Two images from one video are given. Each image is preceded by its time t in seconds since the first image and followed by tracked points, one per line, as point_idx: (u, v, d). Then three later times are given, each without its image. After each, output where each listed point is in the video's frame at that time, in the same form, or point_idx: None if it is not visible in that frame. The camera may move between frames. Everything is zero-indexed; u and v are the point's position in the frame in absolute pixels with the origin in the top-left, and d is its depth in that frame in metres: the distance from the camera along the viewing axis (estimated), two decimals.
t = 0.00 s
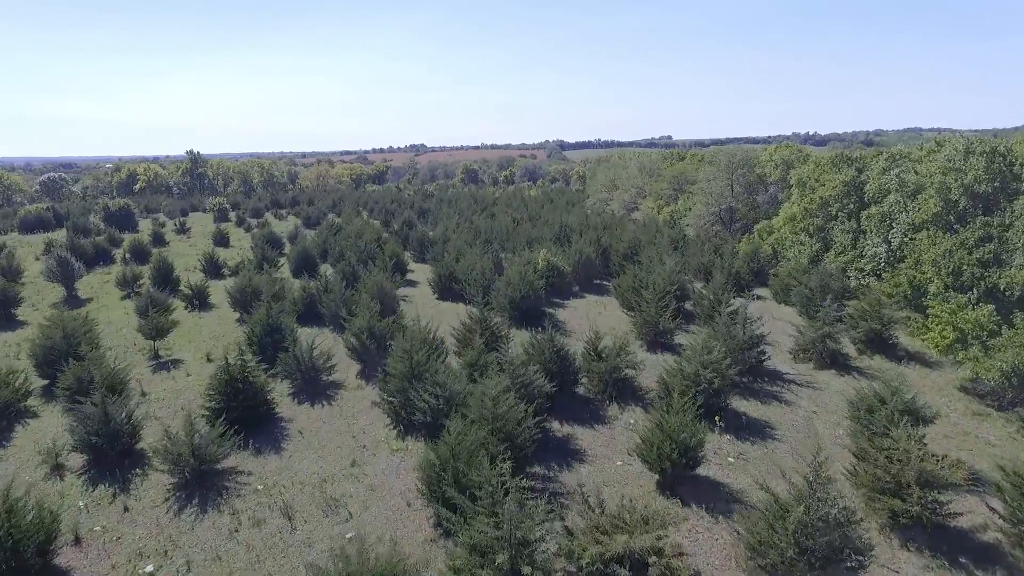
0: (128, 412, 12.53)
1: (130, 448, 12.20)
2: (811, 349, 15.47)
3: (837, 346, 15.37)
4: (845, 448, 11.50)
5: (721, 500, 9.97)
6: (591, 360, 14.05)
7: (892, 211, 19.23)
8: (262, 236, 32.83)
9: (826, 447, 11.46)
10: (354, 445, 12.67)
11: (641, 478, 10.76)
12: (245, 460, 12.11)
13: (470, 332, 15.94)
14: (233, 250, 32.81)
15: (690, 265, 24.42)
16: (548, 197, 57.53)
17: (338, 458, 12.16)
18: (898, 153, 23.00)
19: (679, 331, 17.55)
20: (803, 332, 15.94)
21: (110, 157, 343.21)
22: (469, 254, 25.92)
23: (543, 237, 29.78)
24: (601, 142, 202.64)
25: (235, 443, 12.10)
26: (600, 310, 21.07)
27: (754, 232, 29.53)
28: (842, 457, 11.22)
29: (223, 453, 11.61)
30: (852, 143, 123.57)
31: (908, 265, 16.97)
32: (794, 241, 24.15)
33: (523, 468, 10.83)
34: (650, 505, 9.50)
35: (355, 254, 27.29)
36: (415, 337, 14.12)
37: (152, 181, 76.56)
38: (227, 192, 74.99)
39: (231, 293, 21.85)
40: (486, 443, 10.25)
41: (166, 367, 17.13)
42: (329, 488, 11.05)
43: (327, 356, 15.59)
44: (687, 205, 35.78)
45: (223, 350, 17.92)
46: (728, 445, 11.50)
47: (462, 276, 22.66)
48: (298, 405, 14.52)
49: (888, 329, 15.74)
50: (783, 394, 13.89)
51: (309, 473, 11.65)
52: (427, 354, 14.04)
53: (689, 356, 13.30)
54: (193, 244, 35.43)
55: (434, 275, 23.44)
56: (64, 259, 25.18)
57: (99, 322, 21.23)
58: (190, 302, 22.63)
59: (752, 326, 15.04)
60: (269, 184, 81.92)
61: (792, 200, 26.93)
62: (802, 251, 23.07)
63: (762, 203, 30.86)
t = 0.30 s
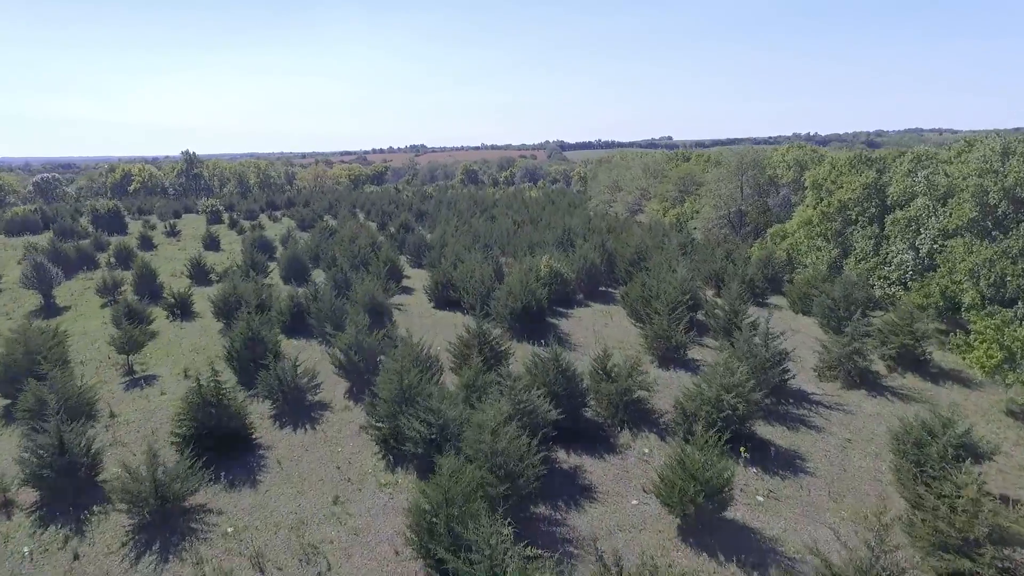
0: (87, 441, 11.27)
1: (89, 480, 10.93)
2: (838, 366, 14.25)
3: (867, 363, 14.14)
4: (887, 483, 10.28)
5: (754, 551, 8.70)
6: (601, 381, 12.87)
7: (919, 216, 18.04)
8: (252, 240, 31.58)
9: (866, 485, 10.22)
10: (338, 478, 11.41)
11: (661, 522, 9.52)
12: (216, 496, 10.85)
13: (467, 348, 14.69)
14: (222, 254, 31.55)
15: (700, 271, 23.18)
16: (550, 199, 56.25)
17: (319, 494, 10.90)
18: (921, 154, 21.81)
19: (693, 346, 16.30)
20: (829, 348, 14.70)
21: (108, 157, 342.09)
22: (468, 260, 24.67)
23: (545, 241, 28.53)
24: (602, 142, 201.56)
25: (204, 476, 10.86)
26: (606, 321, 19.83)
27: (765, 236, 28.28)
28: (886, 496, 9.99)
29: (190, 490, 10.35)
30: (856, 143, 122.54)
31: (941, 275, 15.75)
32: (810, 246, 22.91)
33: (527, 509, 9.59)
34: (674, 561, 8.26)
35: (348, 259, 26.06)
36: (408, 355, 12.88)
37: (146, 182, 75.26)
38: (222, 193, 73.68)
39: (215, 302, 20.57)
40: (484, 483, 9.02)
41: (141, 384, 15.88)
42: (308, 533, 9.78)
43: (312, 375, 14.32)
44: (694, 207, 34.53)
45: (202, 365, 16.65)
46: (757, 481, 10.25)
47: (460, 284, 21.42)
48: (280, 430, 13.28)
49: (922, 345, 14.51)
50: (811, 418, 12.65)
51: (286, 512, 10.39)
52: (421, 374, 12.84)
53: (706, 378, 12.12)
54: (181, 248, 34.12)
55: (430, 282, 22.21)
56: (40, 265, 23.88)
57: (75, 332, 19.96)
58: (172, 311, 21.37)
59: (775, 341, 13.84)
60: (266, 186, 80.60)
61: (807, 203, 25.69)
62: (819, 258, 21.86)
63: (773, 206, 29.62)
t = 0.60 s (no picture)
0: (40, 478, 10.05)
1: (41, 523, 9.70)
2: (873, 389, 13.01)
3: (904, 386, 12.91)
4: (942, 531, 9.04)
5: None
6: (613, 407, 11.63)
7: (951, 221, 16.83)
8: (243, 245, 30.32)
9: (920, 535, 8.98)
10: (320, 520, 10.18)
11: None
12: (181, 543, 9.64)
13: (466, 368, 13.49)
14: (211, 259, 30.29)
15: (713, 279, 21.93)
16: (551, 200, 55.02)
17: (297, 540, 9.67)
18: (948, 156, 20.61)
19: (711, 363, 15.07)
20: (860, 367, 13.47)
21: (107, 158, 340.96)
22: (467, 267, 23.41)
23: (548, 246, 27.29)
24: (603, 142, 200.26)
25: (169, 519, 9.68)
26: (615, 333, 18.59)
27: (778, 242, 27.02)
28: (943, 547, 8.77)
29: (152, 536, 9.14)
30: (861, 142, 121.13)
31: (981, 286, 14.54)
32: (828, 253, 21.69)
33: (533, 565, 8.34)
34: None
35: (342, 265, 24.81)
36: (399, 379, 11.64)
37: (141, 184, 73.97)
38: (218, 194, 72.44)
39: (197, 313, 19.30)
40: (484, 539, 7.78)
41: (112, 405, 14.64)
42: None
43: (296, 398, 13.08)
44: (702, 210, 33.27)
45: (180, 384, 15.43)
46: (796, 530, 9.02)
47: (459, 293, 20.17)
48: (258, 461, 12.05)
49: (963, 365, 13.28)
50: (846, 449, 11.39)
51: (258, 563, 9.18)
52: (414, 400, 11.60)
53: (732, 406, 10.89)
54: (169, 253, 32.85)
55: (427, 291, 20.96)
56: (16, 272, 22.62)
57: (48, 346, 18.71)
58: (153, 322, 20.12)
59: (805, 362, 12.61)
60: (262, 188, 79.36)
61: (823, 207, 24.46)
62: (839, 265, 20.62)
63: (786, 209, 28.38)
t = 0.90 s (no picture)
0: None
1: None
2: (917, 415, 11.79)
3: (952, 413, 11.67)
4: None
5: None
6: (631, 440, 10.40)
7: (992, 228, 15.62)
8: (233, 250, 29.07)
9: None
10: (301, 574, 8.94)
11: None
12: None
13: (467, 392, 12.26)
14: (201, 264, 29.02)
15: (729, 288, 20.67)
16: (554, 202, 53.79)
17: None
18: (980, 157, 19.39)
19: (733, 384, 13.82)
20: (901, 390, 12.23)
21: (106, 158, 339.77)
22: (468, 274, 22.16)
23: (552, 251, 26.06)
24: (604, 142, 199.07)
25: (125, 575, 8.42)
26: (626, 347, 17.36)
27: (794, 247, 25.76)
28: None
29: None
30: (865, 142, 120.27)
31: None
32: (851, 260, 20.45)
33: None
34: None
35: (336, 272, 23.56)
36: (392, 408, 10.40)
37: (136, 185, 72.69)
38: (213, 195, 71.17)
39: (178, 324, 18.02)
40: None
41: (79, 429, 13.39)
42: None
43: (278, 426, 11.84)
44: (711, 213, 32.01)
45: (156, 406, 14.17)
46: None
47: (459, 304, 18.94)
48: (235, 498, 10.79)
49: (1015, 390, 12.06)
50: (893, 486, 10.18)
51: None
52: (408, 432, 10.38)
53: (766, 441, 9.68)
54: (158, 258, 31.57)
55: (425, 301, 19.71)
56: None
57: (18, 360, 17.45)
58: (133, 334, 18.85)
59: (843, 387, 11.37)
60: (260, 190, 78.15)
61: (844, 211, 23.21)
62: (864, 274, 19.38)
63: (801, 213, 27.10)
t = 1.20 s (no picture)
0: None
1: None
2: (972, 446, 10.57)
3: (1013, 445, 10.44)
4: None
5: None
6: (655, 477, 9.27)
7: None
8: (225, 255, 27.84)
9: None
10: None
11: None
12: None
13: (469, 420, 11.06)
14: (190, 269, 27.79)
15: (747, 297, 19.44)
16: (556, 203, 52.56)
17: None
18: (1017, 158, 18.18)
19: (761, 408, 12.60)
20: (951, 417, 11.01)
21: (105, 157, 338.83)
22: (470, 282, 20.95)
23: (558, 257, 24.83)
24: (604, 142, 198.22)
25: None
26: (639, 362, 16.14)
27: (812, 253, 24.54)
28: None
29: None
30: (871, 143, 118.92)
31: None
32: (877, 268, 19.23)
33: None
34: None
35: (330, 279, 22.35)
36: (386, 444, 9.19)
37: (131, 185, 71.40)
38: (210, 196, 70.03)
39: (158, 336, 16.78)
40: None
41: (42, 456, 12.15)
42: None
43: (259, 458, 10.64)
44: (722, 216, 30.78)
45: (128, 431, 12.94)
46: None
47: (460, 314, 17.71)
48: (207, 544, 9.59)
49: None
50: (955, 533, 8.93)
51: None
52: (403, 471, 9.19)
53: (812, 483, 8.47)
54: (146, 263, 30.32)
55: (424, 311, 18.48)
56: None
57: None
58: (111, 346, 17.61)
59: (892, 415, 10.14)
60: (257, 191, 76.87)
61: (867, 214, 21.99)
62: (893, 283, 18.15)
63: (818, 216, 25.85)
